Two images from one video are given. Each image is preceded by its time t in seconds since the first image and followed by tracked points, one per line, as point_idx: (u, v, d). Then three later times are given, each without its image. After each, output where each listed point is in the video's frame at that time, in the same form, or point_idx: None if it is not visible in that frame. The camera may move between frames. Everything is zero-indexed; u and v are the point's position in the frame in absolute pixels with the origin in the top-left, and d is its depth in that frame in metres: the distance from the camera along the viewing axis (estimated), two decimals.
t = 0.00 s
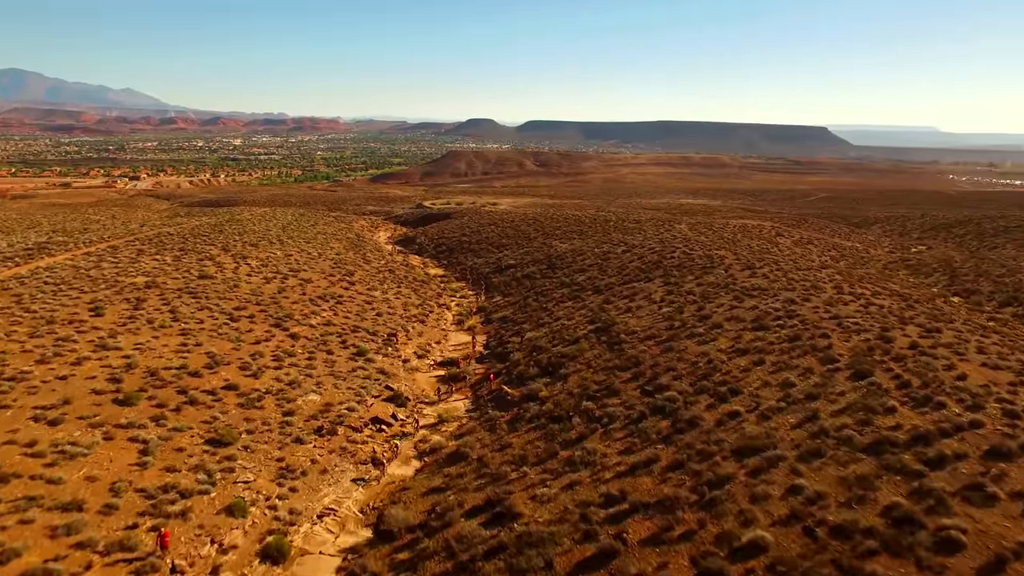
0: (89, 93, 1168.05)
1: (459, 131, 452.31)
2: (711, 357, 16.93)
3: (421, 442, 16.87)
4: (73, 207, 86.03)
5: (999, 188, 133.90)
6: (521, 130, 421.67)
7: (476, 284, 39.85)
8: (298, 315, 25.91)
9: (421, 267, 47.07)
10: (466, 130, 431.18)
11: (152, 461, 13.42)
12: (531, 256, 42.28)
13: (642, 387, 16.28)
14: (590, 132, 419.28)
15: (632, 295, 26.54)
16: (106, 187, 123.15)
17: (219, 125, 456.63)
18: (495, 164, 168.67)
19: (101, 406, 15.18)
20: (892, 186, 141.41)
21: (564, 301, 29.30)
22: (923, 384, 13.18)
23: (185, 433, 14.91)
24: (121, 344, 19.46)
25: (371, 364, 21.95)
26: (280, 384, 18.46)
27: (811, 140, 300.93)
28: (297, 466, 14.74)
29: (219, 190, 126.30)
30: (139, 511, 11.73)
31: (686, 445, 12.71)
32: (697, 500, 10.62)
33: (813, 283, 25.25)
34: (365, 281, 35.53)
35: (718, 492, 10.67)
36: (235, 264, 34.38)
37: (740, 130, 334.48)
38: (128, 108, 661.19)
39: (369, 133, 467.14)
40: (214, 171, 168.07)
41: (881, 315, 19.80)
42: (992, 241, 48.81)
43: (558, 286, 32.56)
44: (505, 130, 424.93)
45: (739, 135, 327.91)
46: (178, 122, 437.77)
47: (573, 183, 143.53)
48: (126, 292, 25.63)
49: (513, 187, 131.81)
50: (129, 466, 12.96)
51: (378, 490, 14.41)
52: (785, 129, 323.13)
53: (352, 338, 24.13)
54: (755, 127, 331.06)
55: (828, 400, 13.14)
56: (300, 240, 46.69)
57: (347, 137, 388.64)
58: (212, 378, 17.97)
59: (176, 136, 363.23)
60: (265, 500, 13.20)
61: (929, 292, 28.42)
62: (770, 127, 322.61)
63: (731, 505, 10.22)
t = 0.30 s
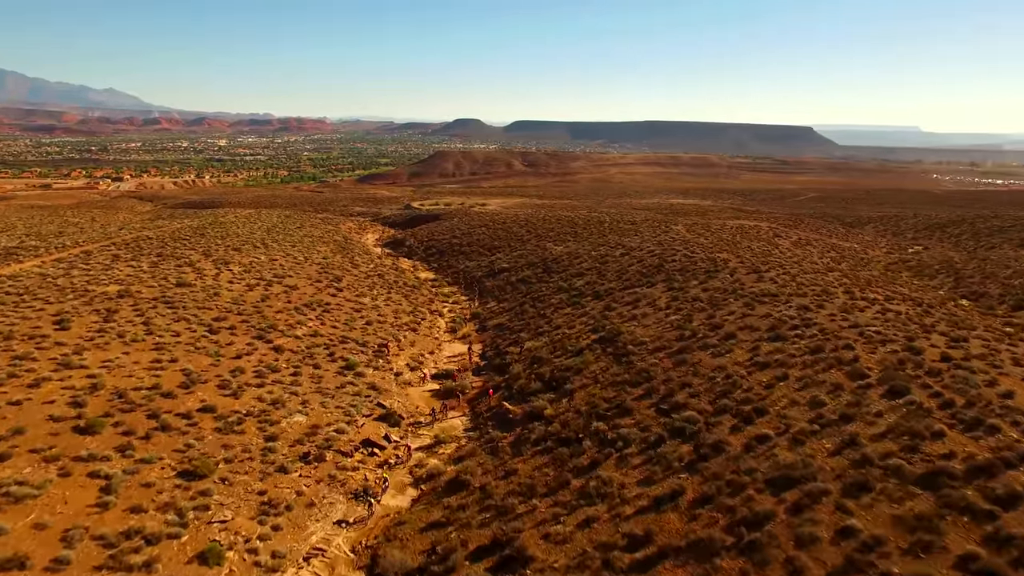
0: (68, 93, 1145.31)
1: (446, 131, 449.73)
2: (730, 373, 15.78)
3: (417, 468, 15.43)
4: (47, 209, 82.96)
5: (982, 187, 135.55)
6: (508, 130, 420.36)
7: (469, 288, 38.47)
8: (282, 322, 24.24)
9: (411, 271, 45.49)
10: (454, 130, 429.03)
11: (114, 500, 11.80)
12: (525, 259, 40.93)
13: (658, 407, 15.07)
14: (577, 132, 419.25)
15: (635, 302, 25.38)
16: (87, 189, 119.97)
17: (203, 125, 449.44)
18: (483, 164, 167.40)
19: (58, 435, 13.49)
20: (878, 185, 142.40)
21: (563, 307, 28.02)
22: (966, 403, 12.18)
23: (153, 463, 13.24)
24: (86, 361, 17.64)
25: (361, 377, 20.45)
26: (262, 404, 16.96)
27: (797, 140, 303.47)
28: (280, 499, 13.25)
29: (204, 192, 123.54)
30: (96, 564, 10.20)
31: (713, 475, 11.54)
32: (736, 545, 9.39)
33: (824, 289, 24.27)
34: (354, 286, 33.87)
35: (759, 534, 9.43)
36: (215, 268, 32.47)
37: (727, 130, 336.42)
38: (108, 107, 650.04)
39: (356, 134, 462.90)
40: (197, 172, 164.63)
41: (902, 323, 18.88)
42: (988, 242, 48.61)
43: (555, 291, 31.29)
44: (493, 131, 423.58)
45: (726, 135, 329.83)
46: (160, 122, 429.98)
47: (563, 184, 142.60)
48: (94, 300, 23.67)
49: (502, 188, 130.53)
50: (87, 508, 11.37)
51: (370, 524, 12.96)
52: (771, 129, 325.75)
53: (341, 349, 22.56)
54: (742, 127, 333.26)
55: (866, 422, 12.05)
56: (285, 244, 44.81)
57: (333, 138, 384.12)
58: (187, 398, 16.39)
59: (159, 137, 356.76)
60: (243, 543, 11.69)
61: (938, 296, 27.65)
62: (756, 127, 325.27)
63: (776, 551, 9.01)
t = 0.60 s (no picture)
0: (47, 92, 1122.01)
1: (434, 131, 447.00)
2: (754, 392, 14.60)
3: (413, 499, 13.96)
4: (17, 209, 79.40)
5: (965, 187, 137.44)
6: (496, 130, 418.71)
7: (462, 293, 37.00)
8: (265, 331, 22.48)
9: (401, 275, 43.85)
10: (442, 130, 426.64)
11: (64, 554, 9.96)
12: (519, 261, 39.56)
13: (677, 431, 13.82)
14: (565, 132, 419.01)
15: (640, 310, 24.14)
16: (66, 190, 116.68)
17: (187, 125, 442.36)
18: (471, 164, 165.89)
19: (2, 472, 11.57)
20: (865, 185, 143.34)
21: (562, 315, 26.71)
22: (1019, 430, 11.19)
23: (114, 504, 11.39)
24: (42, 379, 15.58)
25: (350, 394, 18.90)
26: (242, 428, 15.16)
27: (782, 140, 305.91)
28: (260, 543, 11.60)
29: (188, 193, 120.68)
30: None
31: (750, 513, 10.32)
32: None
33: (835, 296, 23.34)
34: (341, 291, 32.07)
35: None
36: (191, 269, 30.27)
37: (713, 130, 338.12)
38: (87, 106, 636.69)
39: (343, 134, 458.57)
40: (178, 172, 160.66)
41: (924, 333, 17.97)
42: (980, 245, 48.55)
43: (553, 297, 29.95)
44: (480, 130, 421.64)
45: (712, 135, 331.49)
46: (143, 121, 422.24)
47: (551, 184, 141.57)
48: (56, 307, 21.46)
49: (492, 188, 129.04)
50: (29, 567, 9.50)
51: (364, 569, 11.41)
52: (757, 129, 328.31)
53: (329, 361, 20.91)
54: (729, 127, 335.22)
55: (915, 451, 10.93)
56: (268, 247, 42.81)
57: (321, 138, 379.79)
58: (158, 423, 14.41)
59: (142, 137, 350.42)
60: None
61: (946, 300, 26.92)
62: (742, 127, 327.52)
63: None
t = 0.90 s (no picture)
0: (36, 92, 1110.53)
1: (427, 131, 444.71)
2: (788, 416, 13.37)
3: (415, 536, 12.52)
4: None
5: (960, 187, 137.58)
6: (490, 130, 417.00)
7: (460, 299, 35.57)
8: (252, 344, 20.85)
9: (396, 279, 42.30)
10: (436, 130, 424.62)
11: None
12: (519, 265, 38.16)
13: (707, 462, 12.50)
14: (559, 131, 418.03)
15: (652, 320, 22.84)
16: (55, 191, 114.30)
17: (178, 125, 437.73)
18: (465, 164, 164.45)
19: None
20: (861, 185, 143.16)
21: (568, 324, 25.32)
22: None
23: (68, 558, 9.74)
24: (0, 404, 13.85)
25: (344, 415, 17.43)
26: (224, 458, 13.60)
27: (776, 140, 306.37)
28: None
29: (178, 194, 118.24)
30: None
31: (805, 566, 9.02)
32: None
33: (857, 305, 22.19)
34: (334, 297, 30.45)
35: None
36: (174, 273, 28.43)
37: (707, 130, 338.23)
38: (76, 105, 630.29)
39: (337, 134, 455.95)
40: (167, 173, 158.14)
41: (960, 346, 16.85)
42: (984, 248, 47.85)
43: (557, 303, 28.57)
44: (474, 130, 419.87)
45: (706, 134, 331.50)
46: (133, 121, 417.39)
47: (546, 184, 140.27)
48: (23, 317, 19.61)
49: (487, 188, 127.48)
50: None
51: None
52: (751, 129, 328.66)
53: (321, 378, 19.39)
54: (723, 126, 335.37)
55: (983, 491, 9.75)
56: (258, 250, 41.04)
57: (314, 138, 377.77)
58: (128, 454, 12.79)
59: (132, 138, 346.84)
60: None
61: (966, 306, 25.88)
62: (736, 127, 328.01)
63: None
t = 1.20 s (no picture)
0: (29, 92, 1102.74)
1: (423, 131, 442.79)
2: (834, 447, 12.02)
3: None
4: None
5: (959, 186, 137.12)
6: (486, 130, 415.60)
7: (460, 306, 34.15)
8: (240, 360, 19.31)
9: (393, 284, 40.80)
10: (432, 130, 423.10)
11: None
12: (522, 270, 36.74)
13: (748, 502, 11.13)
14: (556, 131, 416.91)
15: (667, 332, 21.49)
16: (48, 192, 112.73)
17: (173, 125, 434.91)
18: (461, 164, 162.97)
19: None
20: (860, 185, 142.63)
21: (577, 335, 23.90)
22: None
23: None
24: None
25: (338, 440, 15.94)
26: (204, 496, 12.12)
27: (773, 140, 306.04)
28: None
29: (173, 194, 116.44)
30: None
31: None
32: None
33: (885, 315, 20.90)
34: (329, 304, 28.93)
35: None
36: (159, 281, 26.82)
37: (704, 129, 337.60)
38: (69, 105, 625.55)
39: (333, 134, 453.75)
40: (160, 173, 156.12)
41: (1008, 363, 15.58)
42: (996, 251, 46.82)
43: (564, 311, 27.20)
44: (470, 130, 418.34)
45: (703, 134, 330.87)
46: (128, 122, 414.33)
47: (544, 184, 138.99)
48: None
49: (484, 189, 126.16)
50: None
51: None
52: (748, 129, 328.43)
53: (314, 398, 17.93)
54: (720, 126, 335.01)
55: None
56: (249, 255, 39.43)
57: (310, 138, 375.74)
58: (93, 496, 11.28)
59: (127, 138, 344.26)
60: None
61: (994, 314, 24.66)
62: (732, 127, 327.63)
63: None
